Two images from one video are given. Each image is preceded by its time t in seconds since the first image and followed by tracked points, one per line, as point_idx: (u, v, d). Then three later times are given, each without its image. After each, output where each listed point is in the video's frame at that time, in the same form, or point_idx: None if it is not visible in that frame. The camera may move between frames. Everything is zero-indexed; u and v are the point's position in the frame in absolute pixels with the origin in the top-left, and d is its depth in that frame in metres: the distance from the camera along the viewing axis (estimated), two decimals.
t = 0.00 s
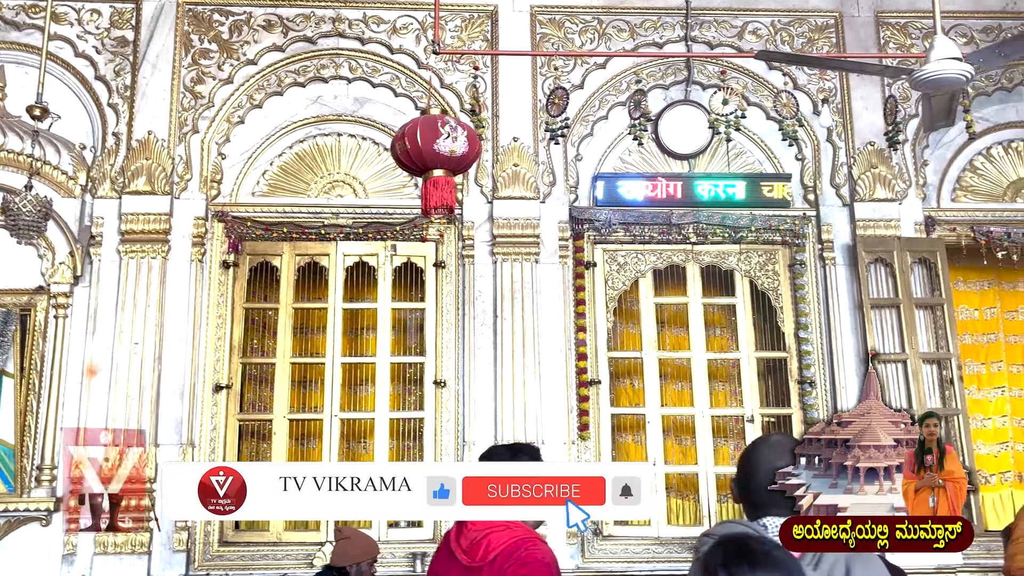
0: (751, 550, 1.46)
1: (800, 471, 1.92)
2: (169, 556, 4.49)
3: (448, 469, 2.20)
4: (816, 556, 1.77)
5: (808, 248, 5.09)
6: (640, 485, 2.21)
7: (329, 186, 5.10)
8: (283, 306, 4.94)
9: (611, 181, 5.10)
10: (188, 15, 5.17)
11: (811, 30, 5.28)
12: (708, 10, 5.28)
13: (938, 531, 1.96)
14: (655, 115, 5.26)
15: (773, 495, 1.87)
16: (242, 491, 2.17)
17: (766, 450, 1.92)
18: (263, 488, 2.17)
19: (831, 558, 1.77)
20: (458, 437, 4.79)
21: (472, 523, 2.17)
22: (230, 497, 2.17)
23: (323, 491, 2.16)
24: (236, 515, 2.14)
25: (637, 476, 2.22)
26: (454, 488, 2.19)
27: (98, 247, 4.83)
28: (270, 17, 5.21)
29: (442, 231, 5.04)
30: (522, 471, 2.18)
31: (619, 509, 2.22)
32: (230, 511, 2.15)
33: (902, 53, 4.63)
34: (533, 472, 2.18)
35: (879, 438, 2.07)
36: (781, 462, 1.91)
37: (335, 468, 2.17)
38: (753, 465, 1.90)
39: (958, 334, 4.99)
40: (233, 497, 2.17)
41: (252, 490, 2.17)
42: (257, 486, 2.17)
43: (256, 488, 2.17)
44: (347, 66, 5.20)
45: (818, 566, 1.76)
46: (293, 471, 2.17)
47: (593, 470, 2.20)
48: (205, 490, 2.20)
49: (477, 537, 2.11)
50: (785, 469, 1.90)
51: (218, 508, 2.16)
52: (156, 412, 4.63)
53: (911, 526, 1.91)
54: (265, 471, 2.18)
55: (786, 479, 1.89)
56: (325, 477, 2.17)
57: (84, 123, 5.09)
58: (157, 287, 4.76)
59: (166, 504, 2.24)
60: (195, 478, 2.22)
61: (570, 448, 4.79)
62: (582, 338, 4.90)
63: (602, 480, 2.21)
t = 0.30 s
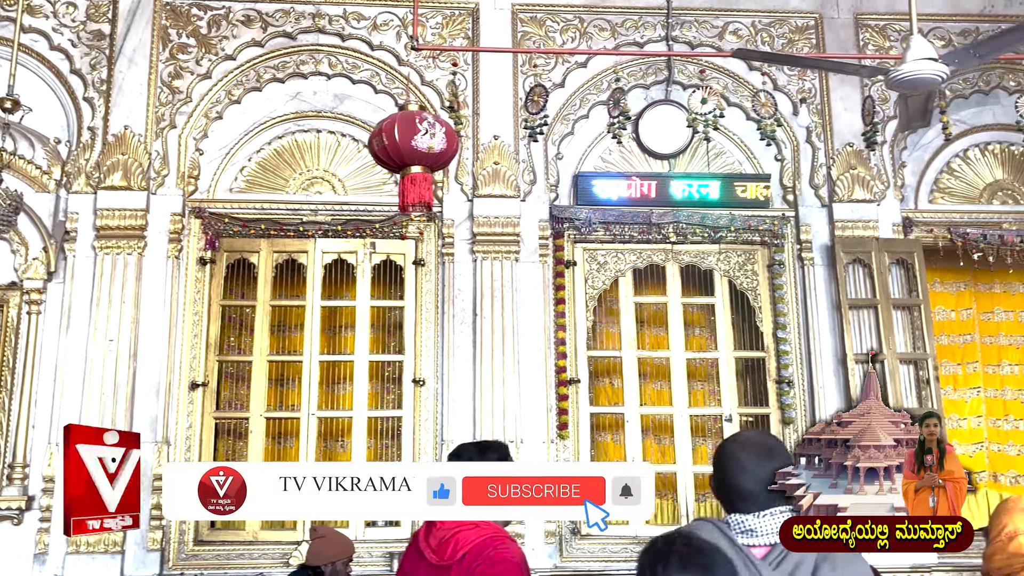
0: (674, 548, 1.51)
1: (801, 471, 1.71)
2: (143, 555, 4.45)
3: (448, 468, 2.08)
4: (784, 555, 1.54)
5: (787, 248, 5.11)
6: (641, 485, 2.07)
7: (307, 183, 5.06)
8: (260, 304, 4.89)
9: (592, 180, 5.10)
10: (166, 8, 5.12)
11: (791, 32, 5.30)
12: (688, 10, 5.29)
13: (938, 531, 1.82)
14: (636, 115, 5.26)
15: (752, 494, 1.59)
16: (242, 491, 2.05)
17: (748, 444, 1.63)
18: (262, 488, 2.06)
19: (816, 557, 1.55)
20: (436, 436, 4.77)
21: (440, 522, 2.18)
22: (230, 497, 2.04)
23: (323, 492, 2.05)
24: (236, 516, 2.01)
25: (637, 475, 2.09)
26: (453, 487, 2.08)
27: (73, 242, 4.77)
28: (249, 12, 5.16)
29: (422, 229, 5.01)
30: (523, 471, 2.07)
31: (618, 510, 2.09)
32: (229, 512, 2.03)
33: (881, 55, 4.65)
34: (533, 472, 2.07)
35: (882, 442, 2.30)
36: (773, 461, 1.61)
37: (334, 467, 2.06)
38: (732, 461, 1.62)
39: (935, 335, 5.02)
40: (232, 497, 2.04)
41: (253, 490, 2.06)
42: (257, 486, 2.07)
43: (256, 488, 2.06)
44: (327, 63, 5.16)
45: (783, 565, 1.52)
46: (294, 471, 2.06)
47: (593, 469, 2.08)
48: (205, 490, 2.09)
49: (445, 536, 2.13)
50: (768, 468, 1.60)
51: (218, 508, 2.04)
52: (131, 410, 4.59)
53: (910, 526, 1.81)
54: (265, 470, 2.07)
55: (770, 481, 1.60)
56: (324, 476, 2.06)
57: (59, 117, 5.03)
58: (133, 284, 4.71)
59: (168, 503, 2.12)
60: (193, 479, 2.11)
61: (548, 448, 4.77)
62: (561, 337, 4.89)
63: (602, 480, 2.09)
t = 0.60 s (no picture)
0: (615, 551, 1.62)
1: (801, 469, 1.67)
2: (116, 554, 4.40)
3: (449, 468, 1.96)
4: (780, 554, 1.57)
5: (767, 248, 5.11)
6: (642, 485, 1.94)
7: (286, 178, 5.02)
8: (237, 301, 4.85)
9: (573, 178, 5.08)
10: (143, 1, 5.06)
11: (773, 32, 5.30)
12: (670, 9, 5.29)
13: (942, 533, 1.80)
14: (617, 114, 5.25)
15: (750, 492, 1.59)
16: (243, 491, 1.88)
17: (746, 443, 1.61)
18: (264, 488, 1.89)
19: (810, 560, 1.56)
20: (414, 435, 4.75)
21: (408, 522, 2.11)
22: (231, 497, 1.87)
23: (324, 493, 1.88)
24: (238, 516, 1.85)
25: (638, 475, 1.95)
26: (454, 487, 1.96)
27: (46, 237, 4.71)
28: (228, 6, 5.11)
29: (402, 226, 4.98)
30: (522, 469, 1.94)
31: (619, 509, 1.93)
32: (229, 512, 1.86)
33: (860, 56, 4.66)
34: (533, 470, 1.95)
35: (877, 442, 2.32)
36: (774, 460, 1.59)
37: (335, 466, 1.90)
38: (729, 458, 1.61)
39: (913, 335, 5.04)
40: (232, 497, 1.87)
41: (253, 490, 1.89)
42: (257, 486, 1.89)
43: (256, 488, 1.89)
44: (307, 58, 5.12)
45: (775, 567, 1.55)
46: (293, 470, 1.90)
47: (593, 468, 1.93)
48: (204, 491, 1.90)
49: (411, 536, 2.05)
50: (767, 468, 1.58)
51: (218, 509, 1.87)
52: (104, 406, 4.54)
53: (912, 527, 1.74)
54: (264, 470, 1.90)
55: (768, 481, 1.59)
56: (325, 476, 1.89)
57: (33, 110, 4.95)
58: (108, 279, 4.66)
59: (166, 505, 1.94)
60: (193, 478, 1.93)
61: (527, 447, 4.76)
62: (541, 336, 4.88)
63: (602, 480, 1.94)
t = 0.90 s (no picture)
0: (585, 549, 1.47)
1: (800, 470, 1.63)
2: (82, 552, 4.34)
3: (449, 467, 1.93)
4: (769, 554, 1.55)
5: (742, 248, 5.10)
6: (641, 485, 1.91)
7: (259, 173, 4.96)
8: (208, 296, 4.79)
9: (549, 176, 5.05)
10: None
11: (750, 31, 5.31)
12: (649, 7, 5.27)
13: (938, 531, 1.68)
14: (595, 111, 5.23)
15: (751, 487, 1.57)
16: (242, 491, 1.89)
17: (750, 439, 1.60)
18: (263, 489, 1.90)
19: (799, 562, 1.53)
20: (387, 432, 4.70)
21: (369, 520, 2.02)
22: (230, 497, 1.89)
23: (323, 493, 1.89)
24: (237, 517, 1.87)
25: (638, 473, 1.92)
26: (454, 488, 1.91)
27: (12, 230, 4.62)
28: None
29: (376, 222, 4.93)
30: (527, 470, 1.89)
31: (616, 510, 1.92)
32: (228, 513, 1.88)
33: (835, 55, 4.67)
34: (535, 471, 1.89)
35: (885, 439, 1.83)
36: (776, 458, 1.58)
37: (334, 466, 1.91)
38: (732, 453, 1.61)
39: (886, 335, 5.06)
40: (232, 497, 1.89)
41: (253, 490, 1.89)
42: (256, 486, 1.90)
43: (255, 488, 1.89)
44: (281, 51, 5.06)
45: (760, 568, 1.53)
46: (293, 470, 1.90)
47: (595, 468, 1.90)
48: (204, 491, 1.91)
49: (372, 534, 1.97)
50: (770, 465, 1.57)
51: (218, 509, 1.88)
52: (71, 402, 4.48)
53: (910, 525, 1.67)
54: (265, 470, 1.91)
55: (769, 480, 1.57)
56: (324, 476, 1.90)
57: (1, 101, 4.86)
58: (76, 274, 4.60)
59: (165, 502, 1.97)
60: (191, 478, 1.94)
61: (501, 445, 4.73)
62: (516, 334, 4.85)
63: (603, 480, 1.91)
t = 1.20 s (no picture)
0: (578, 548, 1.40)
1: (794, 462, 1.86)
2: (52, 551, 4.29)
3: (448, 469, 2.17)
4: (751, 556, 1.52)
5: (723, 248, 5.09)
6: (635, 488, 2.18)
7: (237, 168, 4.91)
8: (184, 293, 4.73)
9: (531, 174, 5.01)
10: None
11: (733, 31, 5.30)
12: (631, 5, 5.25)
13: (937, 531, 2.15)
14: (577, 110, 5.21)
15: (737, 489, 1.56)
16: (241, 491, 2.19)
17: (731, 440, 1.60)
18: (262, 488, 2.20)
19: (782, 566, 1.49)
20: (365, 432, 4.65)
21: (332, 520, 2.00)
22: (230, 497, 2.19)
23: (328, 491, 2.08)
24: (235, 516, 2.16)
25: (635, 477, 2.19)
26: (458, 487, 2.17)
27: None
28: None
29: (356, 220, 4.87)
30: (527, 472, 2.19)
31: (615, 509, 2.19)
32: (230, 512, 2.17)
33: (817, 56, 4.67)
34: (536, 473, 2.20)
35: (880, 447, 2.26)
36: (760, 457, 1.58)
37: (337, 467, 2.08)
38: (714, 455, 1.60)
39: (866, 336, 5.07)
40: (233, 498, 2.18)
41: (252, 490, 2.19)
42: (257, 487, 2.20)
43: (256, 489, 2.19)
44: (261, 46, 5.01)
45: (744, 569, 1.50)
46: (293, 472, 2.18)
47: (593, 469, 2.19)
48: (205, 491, 2.22)
49: (335, 535, 1.95)
50: (754, 467, 1.57)
51: (218, 508, 2.18)
52: (43, 400, 4.43)
53: (908, 525, 2.12)
54: (265, 471, 2.20)
55: (755, 483, 1.57)
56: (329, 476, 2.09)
57: None
58: (49, 269, 4.54)
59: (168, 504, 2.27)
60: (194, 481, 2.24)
61: (480, 445, 4.70)
62: (496, 333, 4.82)
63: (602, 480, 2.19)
